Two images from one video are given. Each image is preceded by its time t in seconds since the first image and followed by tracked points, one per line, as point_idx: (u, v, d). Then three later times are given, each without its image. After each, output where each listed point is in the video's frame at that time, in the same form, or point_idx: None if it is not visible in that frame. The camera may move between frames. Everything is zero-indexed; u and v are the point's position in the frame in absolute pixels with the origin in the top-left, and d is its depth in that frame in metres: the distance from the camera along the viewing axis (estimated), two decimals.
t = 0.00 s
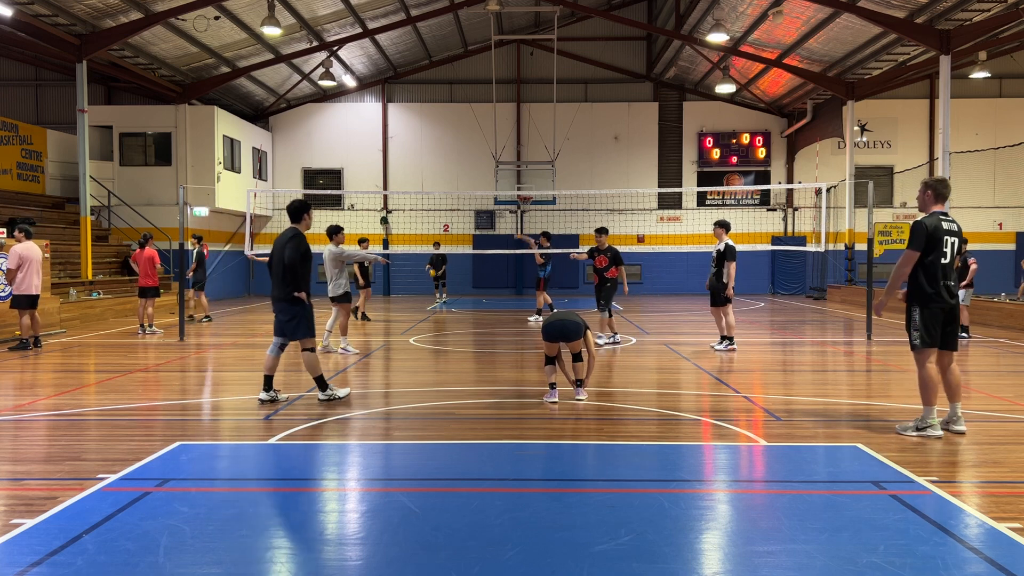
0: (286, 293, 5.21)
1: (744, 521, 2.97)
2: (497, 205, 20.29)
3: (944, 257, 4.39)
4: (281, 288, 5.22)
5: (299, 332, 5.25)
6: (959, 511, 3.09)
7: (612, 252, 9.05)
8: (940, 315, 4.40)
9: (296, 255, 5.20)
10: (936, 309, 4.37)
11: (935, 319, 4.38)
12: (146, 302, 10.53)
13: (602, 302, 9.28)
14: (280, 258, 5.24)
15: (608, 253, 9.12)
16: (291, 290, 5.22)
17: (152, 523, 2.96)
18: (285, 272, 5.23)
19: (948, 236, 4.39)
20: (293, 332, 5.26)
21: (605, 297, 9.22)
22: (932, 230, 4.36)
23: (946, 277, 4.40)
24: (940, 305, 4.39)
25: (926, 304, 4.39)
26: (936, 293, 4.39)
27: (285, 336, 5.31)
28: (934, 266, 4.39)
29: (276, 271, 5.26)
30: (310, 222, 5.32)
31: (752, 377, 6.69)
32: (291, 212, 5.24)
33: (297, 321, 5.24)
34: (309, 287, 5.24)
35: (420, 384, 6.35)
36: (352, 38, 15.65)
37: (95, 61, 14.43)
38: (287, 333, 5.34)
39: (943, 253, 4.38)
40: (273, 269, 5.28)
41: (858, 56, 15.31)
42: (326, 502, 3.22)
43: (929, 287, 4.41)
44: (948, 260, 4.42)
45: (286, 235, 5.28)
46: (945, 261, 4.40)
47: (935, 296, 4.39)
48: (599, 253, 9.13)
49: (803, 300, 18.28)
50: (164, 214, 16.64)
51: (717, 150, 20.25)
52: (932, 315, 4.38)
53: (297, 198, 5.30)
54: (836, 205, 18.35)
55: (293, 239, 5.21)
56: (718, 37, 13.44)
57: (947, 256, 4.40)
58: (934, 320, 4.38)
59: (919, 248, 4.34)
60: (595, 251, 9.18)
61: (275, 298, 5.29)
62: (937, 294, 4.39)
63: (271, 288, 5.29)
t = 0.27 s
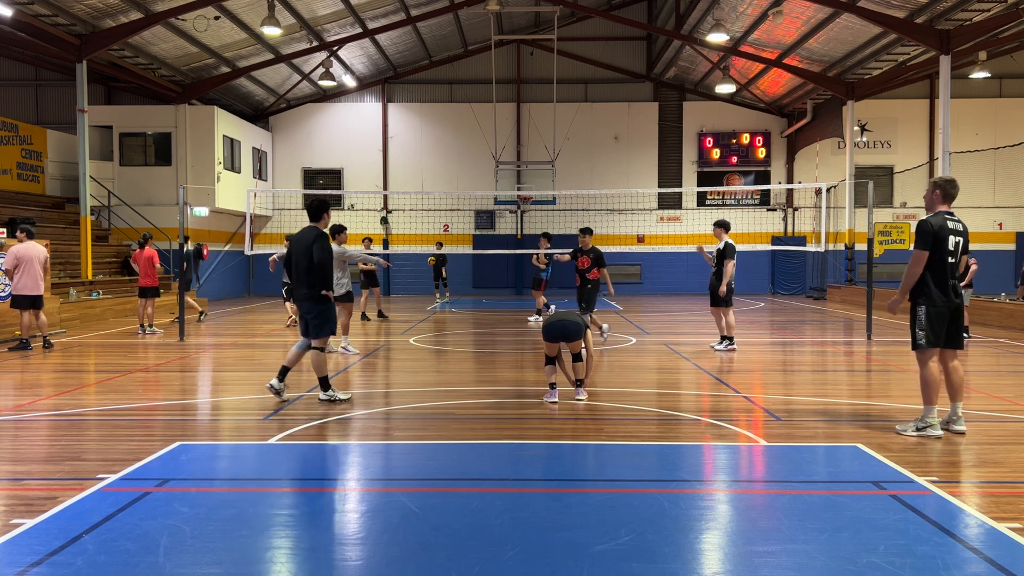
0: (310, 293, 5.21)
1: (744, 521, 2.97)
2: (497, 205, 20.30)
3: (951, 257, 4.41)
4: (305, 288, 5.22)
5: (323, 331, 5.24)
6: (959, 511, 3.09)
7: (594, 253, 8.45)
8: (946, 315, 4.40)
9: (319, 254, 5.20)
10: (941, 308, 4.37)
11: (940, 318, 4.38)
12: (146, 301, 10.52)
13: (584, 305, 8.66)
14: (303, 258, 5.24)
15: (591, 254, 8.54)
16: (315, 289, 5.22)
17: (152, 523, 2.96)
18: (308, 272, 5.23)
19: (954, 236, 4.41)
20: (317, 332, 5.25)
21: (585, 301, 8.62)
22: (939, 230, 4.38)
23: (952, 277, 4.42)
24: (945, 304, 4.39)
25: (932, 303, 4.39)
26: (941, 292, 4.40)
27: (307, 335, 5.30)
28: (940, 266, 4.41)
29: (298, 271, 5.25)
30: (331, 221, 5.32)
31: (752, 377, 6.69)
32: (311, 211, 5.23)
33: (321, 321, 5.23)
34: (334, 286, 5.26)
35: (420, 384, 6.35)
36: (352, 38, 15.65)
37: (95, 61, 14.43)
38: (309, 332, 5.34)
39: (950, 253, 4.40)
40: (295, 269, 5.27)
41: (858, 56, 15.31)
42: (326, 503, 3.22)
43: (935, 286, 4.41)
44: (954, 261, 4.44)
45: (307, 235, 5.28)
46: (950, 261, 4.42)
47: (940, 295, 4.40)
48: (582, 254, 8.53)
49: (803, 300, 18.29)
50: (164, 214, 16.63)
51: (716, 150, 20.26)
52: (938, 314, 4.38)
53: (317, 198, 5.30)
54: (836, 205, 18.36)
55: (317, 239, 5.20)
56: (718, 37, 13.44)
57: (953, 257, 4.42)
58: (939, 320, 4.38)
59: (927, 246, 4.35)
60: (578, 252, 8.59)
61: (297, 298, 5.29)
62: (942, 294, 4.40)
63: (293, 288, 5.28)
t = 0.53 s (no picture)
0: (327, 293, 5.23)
1: (744, 521, 2.97)
2: (497, 205, 20.29)
3: (956, 257, 4.42)
4: (322, 288, 5.22)
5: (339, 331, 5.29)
6: (959, 511, 3.09)
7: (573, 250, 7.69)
8: (951, 315, 4.41)
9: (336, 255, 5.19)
10: (946, 308, 4.38)
11: (944, 318, 4.39)
12: (146, 301, 10.52)
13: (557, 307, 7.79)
14: (318, 258, 5.21)
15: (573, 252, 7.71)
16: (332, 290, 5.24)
17: (152, 523, 2.96)
18: (324, 272, 5.22)
19: (959, 236, 4.42)
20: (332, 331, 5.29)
21: (564, 303, 7.66)
22: (945, 229, 4.39)
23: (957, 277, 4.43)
24: (950, 305, 4.40)
25: (938, 302, 4.39)
26: (948, 292, 4.40)
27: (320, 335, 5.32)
28: (947, 266, 4.41)
29: (314, 270, 5.23)
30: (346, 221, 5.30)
31: (752, 377, 6.69)
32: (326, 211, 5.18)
33: (336, 321, 5.27)
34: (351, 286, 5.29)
35: (421, 384, 6.34)
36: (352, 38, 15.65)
37: (95, 61, 14.43)
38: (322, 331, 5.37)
39: (955, 253, 4.41)
40: (309, 268, 5.24)
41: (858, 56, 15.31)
42: (327, 503, 3.22)
43: (941, 286, 4.42)
44: (959, 261, 4.45)
45: (323, 234, 5.24)
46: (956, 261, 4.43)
47: (946, 295, 4.40)
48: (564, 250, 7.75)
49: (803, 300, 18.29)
50: (164, 214, 16.63)
51: (717, 150, 20.26)
52: (943, 314, 4.39)
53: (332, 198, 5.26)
54: (836, 205, 18.36)
55: (335, 239, 5.18)
56: (718, 37, 13.44)
57: (958, 257, 4.43)
58: (943, 320, 4.39)
59: (934, 246, 4.35)
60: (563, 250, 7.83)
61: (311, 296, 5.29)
62: (949, 294, 4.41)
63: (307, 287, 5.26)
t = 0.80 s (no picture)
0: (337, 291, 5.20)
1: (744, 521, 2.97)
2: (497, 205, 20.29)
3: (959, 258, 4.42)
4: (332, 286, 5.20)
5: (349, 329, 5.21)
6: (959, 511, 3.09)
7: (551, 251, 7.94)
8: (953, 316, 4.40)
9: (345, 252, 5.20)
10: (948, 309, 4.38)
11: (945, 319, 4.40)
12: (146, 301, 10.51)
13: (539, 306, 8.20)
14: (328, 256, 5.22)
15: (551, 252, 8.00)
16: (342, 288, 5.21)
17: (152, 523, 2.96)
18: (334, 271, 5.21)
19: (964, 238, 4.42)
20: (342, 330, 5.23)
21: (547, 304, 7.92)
22: (950, 230, 4.39)
23: (961, 277, 4.42)
24: (954, 305, 4.40)
25: (939, 302, 4.40)
26: (950, 292, 4.40)
27: (331, 334, 5.28)
28: (950, 266, 4.41)
29: (323, 269, 5.23)
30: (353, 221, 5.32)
31: (752, 377, 6.69)
32: (334, 210, 5.22)
33: (346, 319, 5.21)
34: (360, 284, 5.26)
35: (421, 384, 6.35)
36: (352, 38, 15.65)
37: (95, 61, 14.43)
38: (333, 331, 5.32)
39: (960, 254, 4.41)
40: (319, 267, 5.25)
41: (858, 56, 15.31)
42: (327, 503, 3.21)
43: (943, 286, 4.42)
44: (965, 261, 4.44)
45: (332, 233, 5.26)
46: (960, 261, 4.42)
47: (948, 295, 4.40)
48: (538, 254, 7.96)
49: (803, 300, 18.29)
50: (164, 214, 16.63)
51: (717, 150, 20.26)
52: (944, 314, 4.40)
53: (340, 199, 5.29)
54: (836, 205, 18.36)
55: (345, 237, 5.20)
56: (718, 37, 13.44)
57: (962, 257, 4.42)
58: (945, 320, 4.40)
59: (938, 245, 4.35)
60: (537, 250, 8.12)
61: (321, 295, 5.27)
62: (951, 294, 4.40)
63: (317, 287, 5.25)
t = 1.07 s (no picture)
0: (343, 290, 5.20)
1: (744, 521, 2.98)
2: (497, 205, 20.30)
3: (963, 256, 4.41)
4: (338, 285, 5.20)
5: (357, 328, 5.20)
6: (958, 511, 3.09)
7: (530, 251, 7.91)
8: (955, 315, 4.40)
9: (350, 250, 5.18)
10: (948, 307, 4.39)
11: (945, 317, 4.41)
12: (146, 301, 10.51)
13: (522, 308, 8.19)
14: (333, 255, 5.22)
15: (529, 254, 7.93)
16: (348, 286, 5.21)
17: (152, 523, 2.96)
18: (341, 270, 5.21)
19: (969, 237, 4.42)
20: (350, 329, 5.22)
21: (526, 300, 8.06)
22: (953, 229, 4.41)
23: (965, 276, 4.41)
24: (954, 304, 4.40)
25: (939, 301, 4.42)
26: (952, 291, 4.41)
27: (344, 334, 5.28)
28: (952, 265, 4.42)
29: (329, 268, 5.23)
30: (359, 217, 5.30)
31: (752, 377, 6.69)
32: (337, 209, 5.21)
33: (353, 317, 5.20)
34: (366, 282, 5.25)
35: (421, 384, 6.35)
36: (352, 38, 15.65)
37: (95, 61, 14.43)
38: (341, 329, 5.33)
39: (963, 253, 4.41)
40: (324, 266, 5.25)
41: (858, 56, 15.31)
42: (327, 502, 3.22)
43: (945, 285, 4.43)
44: (969, 260, 4.44)
45: (336, 232, 5.26)
46: (964, 260, 4.42)
47: (949, 294, 4.41)
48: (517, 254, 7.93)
49: (803, 300, 18.29)
50: (164, 214, 16.63)
51: (717, 150, 20.25)
52: (944, 313, 4.41)
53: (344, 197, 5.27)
54: (836, 205, 18.36)
55: (348, 235, 5.18)
56: (718, 37, 13.44)
57: (966, 256, 4.42)
58: (944, 318, 4.42)
59: (938, 244, 4.39)
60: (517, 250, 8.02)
61: (328, 294, 5.28)
62: (953, 293, 4.41)
63: (323, 286, 5.26)
